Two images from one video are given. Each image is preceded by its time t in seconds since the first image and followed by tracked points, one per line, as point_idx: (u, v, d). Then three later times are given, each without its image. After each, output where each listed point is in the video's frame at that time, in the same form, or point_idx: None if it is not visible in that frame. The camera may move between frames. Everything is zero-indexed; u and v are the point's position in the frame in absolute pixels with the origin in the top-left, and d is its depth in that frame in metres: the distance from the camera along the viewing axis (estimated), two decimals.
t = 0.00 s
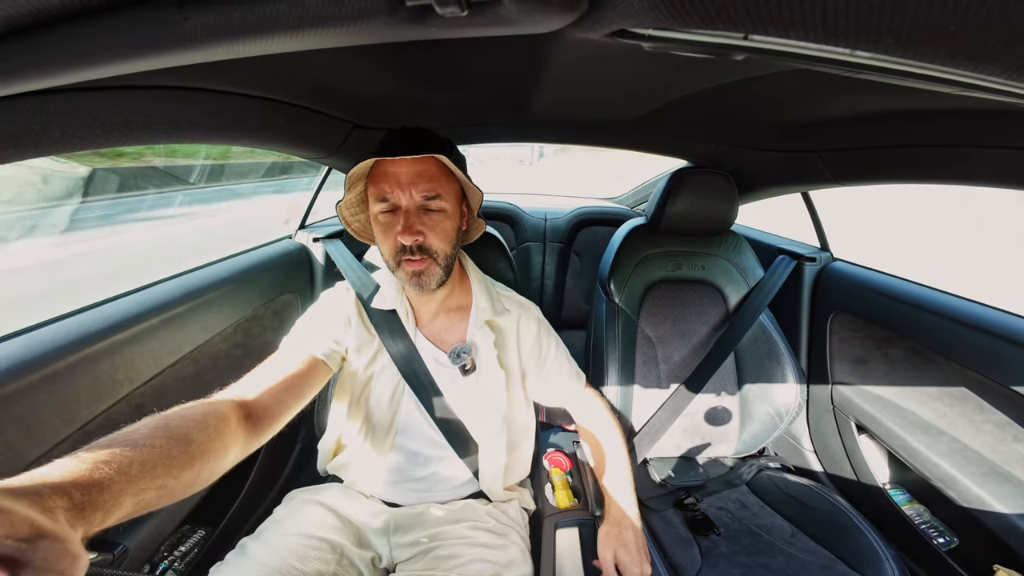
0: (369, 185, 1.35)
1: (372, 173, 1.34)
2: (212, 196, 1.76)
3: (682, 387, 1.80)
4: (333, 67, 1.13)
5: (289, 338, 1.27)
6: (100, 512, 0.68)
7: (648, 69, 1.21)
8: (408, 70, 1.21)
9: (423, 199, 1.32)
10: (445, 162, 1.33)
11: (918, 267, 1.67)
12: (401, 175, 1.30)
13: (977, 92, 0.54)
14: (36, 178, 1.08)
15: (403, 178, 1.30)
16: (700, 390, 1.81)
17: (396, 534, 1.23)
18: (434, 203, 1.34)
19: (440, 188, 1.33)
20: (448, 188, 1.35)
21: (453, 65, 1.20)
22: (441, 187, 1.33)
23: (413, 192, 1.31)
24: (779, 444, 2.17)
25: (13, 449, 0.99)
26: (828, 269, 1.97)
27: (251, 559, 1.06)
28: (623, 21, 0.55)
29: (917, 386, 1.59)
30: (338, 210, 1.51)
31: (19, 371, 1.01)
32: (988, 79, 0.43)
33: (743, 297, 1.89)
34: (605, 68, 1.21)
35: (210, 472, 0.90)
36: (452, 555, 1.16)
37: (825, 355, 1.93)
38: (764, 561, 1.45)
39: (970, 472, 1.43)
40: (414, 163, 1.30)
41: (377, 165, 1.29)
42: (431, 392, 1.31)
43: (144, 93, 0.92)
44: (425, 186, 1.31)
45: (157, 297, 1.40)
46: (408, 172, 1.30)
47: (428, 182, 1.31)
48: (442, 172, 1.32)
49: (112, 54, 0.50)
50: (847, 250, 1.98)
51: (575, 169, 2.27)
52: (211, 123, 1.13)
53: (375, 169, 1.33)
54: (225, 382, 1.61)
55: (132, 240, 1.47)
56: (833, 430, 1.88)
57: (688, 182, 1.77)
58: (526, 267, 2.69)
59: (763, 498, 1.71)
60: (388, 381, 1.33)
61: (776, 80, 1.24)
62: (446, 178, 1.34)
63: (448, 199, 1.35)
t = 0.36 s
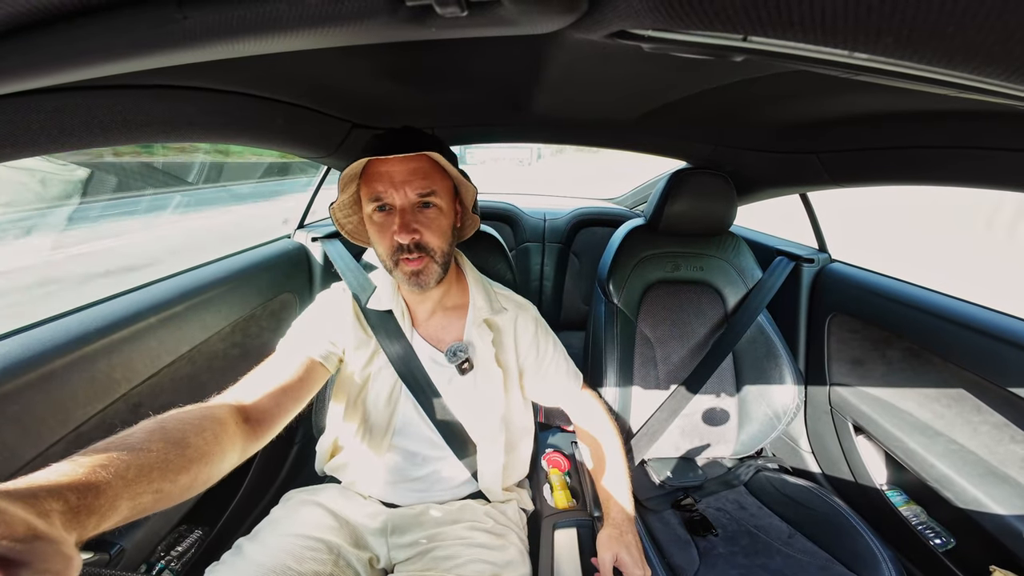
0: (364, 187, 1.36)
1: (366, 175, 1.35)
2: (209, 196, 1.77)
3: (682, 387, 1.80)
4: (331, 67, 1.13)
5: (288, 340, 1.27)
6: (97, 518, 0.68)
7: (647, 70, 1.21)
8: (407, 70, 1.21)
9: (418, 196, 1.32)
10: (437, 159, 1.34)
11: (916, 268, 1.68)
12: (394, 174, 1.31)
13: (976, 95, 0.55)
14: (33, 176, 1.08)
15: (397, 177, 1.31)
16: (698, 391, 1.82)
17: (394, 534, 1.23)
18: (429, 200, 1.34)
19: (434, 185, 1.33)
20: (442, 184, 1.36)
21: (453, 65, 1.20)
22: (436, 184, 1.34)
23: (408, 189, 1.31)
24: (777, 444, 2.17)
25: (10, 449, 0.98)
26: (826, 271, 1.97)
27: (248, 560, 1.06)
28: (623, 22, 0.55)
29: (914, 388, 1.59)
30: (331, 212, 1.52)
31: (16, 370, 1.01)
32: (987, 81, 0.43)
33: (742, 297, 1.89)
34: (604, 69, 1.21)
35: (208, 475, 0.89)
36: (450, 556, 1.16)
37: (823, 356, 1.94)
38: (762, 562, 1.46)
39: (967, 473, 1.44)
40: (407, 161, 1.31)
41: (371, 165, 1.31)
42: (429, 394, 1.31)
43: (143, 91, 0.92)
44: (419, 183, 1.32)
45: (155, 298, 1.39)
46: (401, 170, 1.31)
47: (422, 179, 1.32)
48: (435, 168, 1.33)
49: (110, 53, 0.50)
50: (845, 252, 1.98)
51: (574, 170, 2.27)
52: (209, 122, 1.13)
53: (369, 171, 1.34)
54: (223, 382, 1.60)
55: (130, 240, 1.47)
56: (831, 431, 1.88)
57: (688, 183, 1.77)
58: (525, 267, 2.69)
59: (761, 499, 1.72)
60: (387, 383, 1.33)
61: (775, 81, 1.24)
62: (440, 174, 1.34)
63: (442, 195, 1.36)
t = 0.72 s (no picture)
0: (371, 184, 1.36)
1: (374, 172, 1.36)
2: (209, 196, 1.76)
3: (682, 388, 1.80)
4: (331, 68, 1.13)
5: (289, 339, 1.26)
6: (96, 519, 0.68)
7: (646, 71, 1.21)
8: (407, 71, 1.21)
9: (421, 195, 1.32)
10: (443, 158, 1.33)
11: (916, 270, 1.68)
12: (400, 171, 1.31)
13: (974, 96, 0.55)
14: (32, 178, 1.08)
15: (401, 175, 1.31)
16: (698, 392, 1.82)
17: (393, 535, 1.22)
18: (432, 199, 1.34)
19: (439, 185, 1.33)
20: (447, 184, 1.35)
21: (453, 66, 1.20)
22: (440, 184, 1.34)
23: (412, 188, 1.31)
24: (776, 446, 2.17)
25: (8, 451, 0.98)
26: (825, 272, 1.98)
27: (246, 562, 1.05)
28: (623, 23, 0.56)
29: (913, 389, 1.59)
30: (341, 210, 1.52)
31: (15, 371, 1.01)
32: (985, 82, 0.44)
33: (741, 298, 1.89)
34: (603, 70, 1.21)
35: (210, 474, 0.89)
36: (450, 556, 1.16)
37: (823, 356, 1.94)
38: (762, 563, 1.45)
39: (967, 474, 1.44)
40: (412, 160, 1.31)
41: (378, 162, 1.31)
42: (431, 395, 1.31)
43: (142, 93, 0.92)
44: (424, 182, 1.31)
45: (154, 299, 1.39)
46: (406, 169, 1.31)
47: (426, 178, 1.31)
48: (440, 168, 1.33)
49: (109, 54, 0.50)
50: (845, 253, 1.99)
51: (574, 171, 2.27)
52: (209, 124, 1.13)
53: (377, 167, 1.35)
54: (222, 384, 1.60)
55: (127, 239, 1.48)
56: (831, 432, 1.88)
57: (687, 184, 1.77)
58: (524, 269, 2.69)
59: (761, 500, 1.72)
60: (388, 382, 1.33)
61: (773, 82, 1.24)
62: (444, 175, 1.34)
63: (446, 195, 1.35)
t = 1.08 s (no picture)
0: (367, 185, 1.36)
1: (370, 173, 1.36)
2: (210, 196, 1.77)
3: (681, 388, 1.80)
4: (331, 67, 1.13)
5: (289, 339, 1.26)
6: (95, 519, 0.68)
7: (646, 71, 1.21)
8: (407, 71, 1.20)
9: (417, 196, 1.31)
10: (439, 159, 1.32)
11: (915, 270, 1.68)
12: (394, 172, 1.30)
13: (974, 97, 0.55)
14: (31, 177, 1.08)
15: (396, 176, 1.30)
16: (698, 392, 1.82)
17: (393, 535, 1.22)
18: (428, 201, 1.33)
19: (434, 186, 1.32)
20: (443, 186, 1.34)
21: (453, 65, 1.20)
22: (436, 185, 1.33)
23: (407, 189, 1.31)
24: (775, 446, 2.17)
25: (6, 450, 0.98)
26: (825, 272, 1.98)
27: (245, 561, 1.06)
28: (623, 24, 0.56)
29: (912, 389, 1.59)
30: (343, 211, 1.54)
31: (13, 371, 1.00)
32: (986, 83, 0.44)
33: (741, 298, 1.89)
34: (602, 71, 1.21)
35: (209, 474, 0.89)
36: (449, 556, 1.16)
37: (822, 357, 1.94)
38: (761, 563, 1.46)
39: (965, 474, 1.44)
40: (407, 161, 1.30)
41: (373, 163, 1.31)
42: (431, 395, 1.31)
43: (142, 92, 0.92)
44: (419, 183, 1.31)
45: (153, 298, 1.39)
46: (401, 170, 1.30)
47: (421, 179, 1.30)
48: (435, 168, 1.32)
49: (107, 53, 0.50)
50: (844, 253, 1.99)
51: (574, 171, 2.27)
52: (208, 123, 1.13)
53: (373, 168, 1.35)
54: (221, 383, 1.60)
55: (128, 241, 1.48)
56: (830, 432, 1.89)
57: (687, 184, 1.77)
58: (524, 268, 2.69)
59: (760, 500, 1.72)
60: (388, 381, 1.33)
61: (773, 82, 1.24)
62: (440, 176, 1.33)
63: (442, 197, 1.34)
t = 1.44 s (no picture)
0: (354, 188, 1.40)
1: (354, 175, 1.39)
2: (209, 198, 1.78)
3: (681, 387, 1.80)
4: (331, 67, 1.13)
5: (289, 340, 1.27)
6: (95, 521, 0.68)
7: (646, 71, 1.21)
8: (407, 71, 1.20)
9: (393, 196, 1.31)
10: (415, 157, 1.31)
11: (915, 270, 1.68)
12: (371, 174, 1.31)
13: (973, 98, 0.55)
14: (30, 177, 1.08)
15: (373, 177, 1.31)
16: (698, 392, 1.82)
17: (393, 535, 1.22)
18: (406, 200, 1.32)
19: (410, 185, 1.31)
20: (421, 184, 1.33)
21: (452, 66, 1.20)
22: (412, 184, 1.31)
23: (383, 189, 1.31)
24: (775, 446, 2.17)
25: (6, 451, 0.98)
26: (825, 272, 1.98)
27: (245, 561, 1.06)
28: (622, 24, 0.56)
29: (912, 388, 1.59)
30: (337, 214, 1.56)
31: (12, 372, 1.00)
32: (984, 83, 0.44)
33: (740, 298, 1.89)
34: (602, 71, 1.21)
35: (213, 476, 0.89)
36: (449, 556, 1.16)
37: (821, 357, 1.94)
38: (761, 563, 1.46)
39: (965, 474, 1.44)
40: (383, 161, 1.30)
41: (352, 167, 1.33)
42: (431, 395, 1.31)
43: (142, 92, 0.92)
44: (394, 183, 1.30)
45: (153, 299, 1.39)
46: (377, 170, 1.31)
47: (396, 179, 1.30)
48: (411, 167, 1.30)
49: (105, 53, 0.49)
50: (844, 253, 1.99)
51: (574, 172, 2.27)
52: (207, 123, 1.13)
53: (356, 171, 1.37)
54: (220, 383, 1.60)
55: (126, 243, 1.49)
56: (830, 432, 1.88)
57: (687, 184, 1.77)
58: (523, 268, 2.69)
59: (759, 500, 1.72)
60: (388, 382, 1.33)
61: (773, 83, 1.24)
62: (416, 174, 1.32)
63: (421, 195, 1.33)
